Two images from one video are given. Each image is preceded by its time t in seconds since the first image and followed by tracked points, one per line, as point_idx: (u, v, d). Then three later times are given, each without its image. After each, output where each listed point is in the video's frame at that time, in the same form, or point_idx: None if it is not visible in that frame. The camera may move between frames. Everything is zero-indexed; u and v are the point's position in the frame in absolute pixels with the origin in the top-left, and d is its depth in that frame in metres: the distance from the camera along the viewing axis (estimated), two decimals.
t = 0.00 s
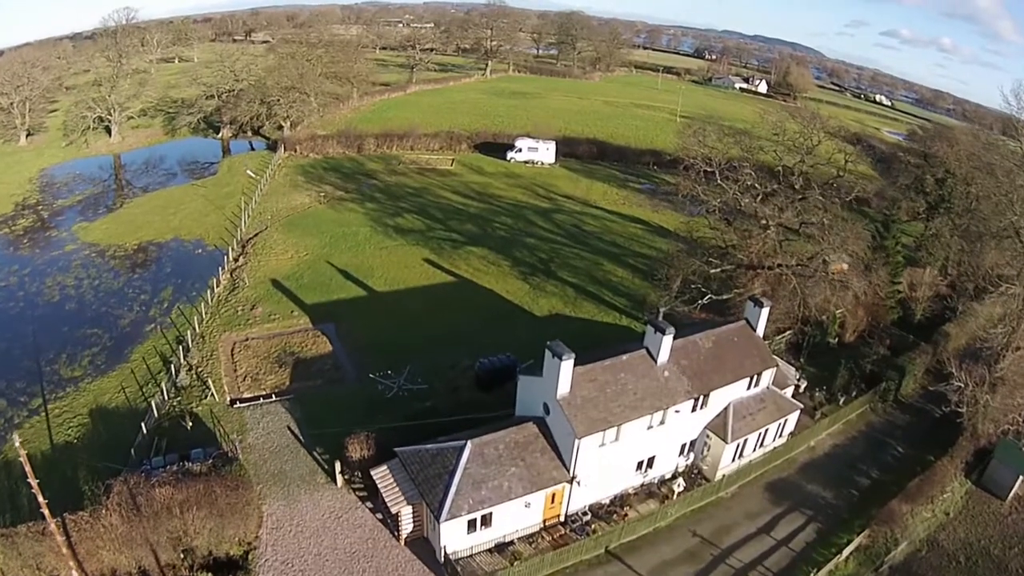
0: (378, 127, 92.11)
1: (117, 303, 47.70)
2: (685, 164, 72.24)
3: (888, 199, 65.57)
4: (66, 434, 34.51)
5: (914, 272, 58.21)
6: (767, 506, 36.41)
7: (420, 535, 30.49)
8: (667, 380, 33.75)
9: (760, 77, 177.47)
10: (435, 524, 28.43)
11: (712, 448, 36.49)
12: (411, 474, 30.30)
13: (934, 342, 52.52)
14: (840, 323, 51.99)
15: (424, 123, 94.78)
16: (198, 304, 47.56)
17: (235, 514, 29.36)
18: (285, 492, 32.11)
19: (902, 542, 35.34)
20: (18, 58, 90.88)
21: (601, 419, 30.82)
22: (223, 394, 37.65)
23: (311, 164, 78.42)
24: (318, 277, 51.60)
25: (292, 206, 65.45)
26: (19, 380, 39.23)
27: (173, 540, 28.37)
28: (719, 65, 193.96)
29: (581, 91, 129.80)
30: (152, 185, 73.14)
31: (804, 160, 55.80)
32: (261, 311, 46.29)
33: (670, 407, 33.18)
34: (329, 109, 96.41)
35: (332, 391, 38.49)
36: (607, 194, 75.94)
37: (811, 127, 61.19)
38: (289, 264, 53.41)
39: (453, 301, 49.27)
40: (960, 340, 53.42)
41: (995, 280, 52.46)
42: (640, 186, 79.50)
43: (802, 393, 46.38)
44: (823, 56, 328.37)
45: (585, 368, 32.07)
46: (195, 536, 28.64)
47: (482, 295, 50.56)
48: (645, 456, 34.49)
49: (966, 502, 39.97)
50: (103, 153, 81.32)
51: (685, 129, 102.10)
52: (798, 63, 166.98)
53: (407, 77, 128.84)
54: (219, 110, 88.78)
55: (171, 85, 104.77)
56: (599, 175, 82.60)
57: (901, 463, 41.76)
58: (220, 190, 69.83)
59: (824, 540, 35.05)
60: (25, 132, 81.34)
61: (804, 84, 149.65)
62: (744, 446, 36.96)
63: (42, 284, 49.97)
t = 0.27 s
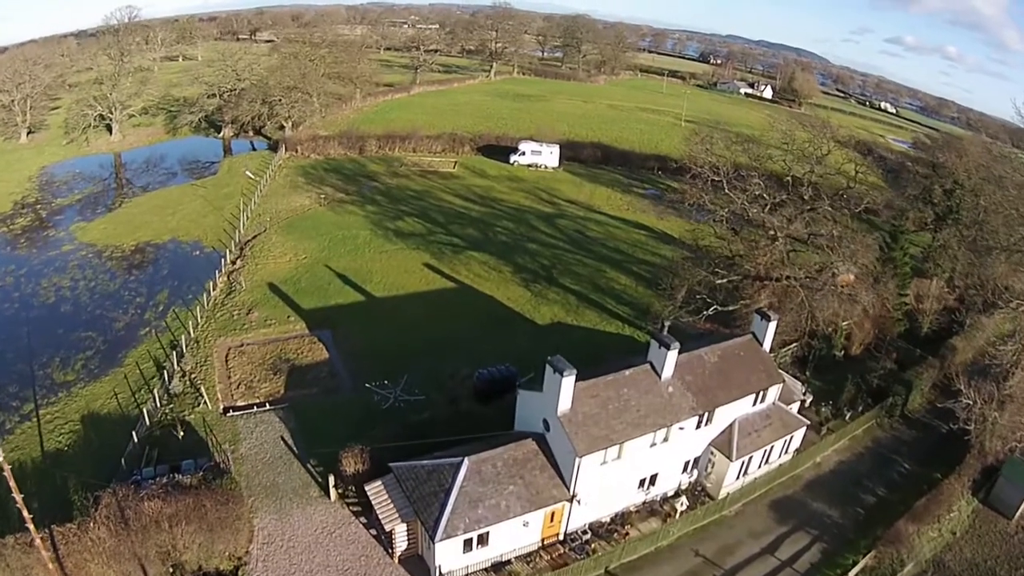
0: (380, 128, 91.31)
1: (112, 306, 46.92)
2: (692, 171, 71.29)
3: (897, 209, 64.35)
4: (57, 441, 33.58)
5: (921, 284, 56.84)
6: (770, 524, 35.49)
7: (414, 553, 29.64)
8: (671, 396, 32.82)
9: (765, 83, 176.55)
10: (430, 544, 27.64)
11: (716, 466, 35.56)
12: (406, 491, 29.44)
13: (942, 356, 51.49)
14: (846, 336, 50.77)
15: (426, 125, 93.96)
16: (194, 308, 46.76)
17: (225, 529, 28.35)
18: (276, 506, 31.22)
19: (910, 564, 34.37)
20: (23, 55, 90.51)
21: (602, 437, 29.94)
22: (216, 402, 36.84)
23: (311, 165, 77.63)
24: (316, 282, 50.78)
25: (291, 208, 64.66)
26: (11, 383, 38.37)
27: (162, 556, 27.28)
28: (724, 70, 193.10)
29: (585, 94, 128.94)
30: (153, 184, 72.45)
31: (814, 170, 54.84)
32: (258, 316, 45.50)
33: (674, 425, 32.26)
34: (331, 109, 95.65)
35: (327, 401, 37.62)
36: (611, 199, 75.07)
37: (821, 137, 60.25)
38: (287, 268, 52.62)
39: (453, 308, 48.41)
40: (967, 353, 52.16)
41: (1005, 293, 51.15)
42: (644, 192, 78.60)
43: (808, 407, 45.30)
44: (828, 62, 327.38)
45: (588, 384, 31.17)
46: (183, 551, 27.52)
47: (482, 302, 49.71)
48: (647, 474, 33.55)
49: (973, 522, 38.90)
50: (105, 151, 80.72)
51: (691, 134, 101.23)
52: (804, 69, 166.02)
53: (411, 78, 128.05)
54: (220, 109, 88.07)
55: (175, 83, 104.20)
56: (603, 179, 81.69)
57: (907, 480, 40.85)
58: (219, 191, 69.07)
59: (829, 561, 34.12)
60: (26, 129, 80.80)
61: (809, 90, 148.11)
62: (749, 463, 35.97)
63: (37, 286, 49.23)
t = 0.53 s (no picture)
0: (400, 139, 91.17)
1: (126, 314, 46.73)
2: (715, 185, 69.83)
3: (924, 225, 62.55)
4: (66, 451, 33.07)
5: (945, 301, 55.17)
6: (794, 554, 34.07)
7: None
8: (693, 423, 31.66)
9: (786, 95, 174.74)
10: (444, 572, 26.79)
11: (737, 492, 34.38)
12: (418, 517, 28.65)
13: (965, 374, 49.99)
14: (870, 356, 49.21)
15: (446, 137, 93.63)
16: (208, 319, 46.44)
17: (233, 551, 27.38)
18: (287, 526, 30.38)
19: None
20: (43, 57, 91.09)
21: (621, 465, 28.89)
22: (227, 417, 36.31)
23: (331, 175, 77.56)
24: (332, 295, 50.35)
25: (309, 218, 64.52)
26: (22, 390, 38.11)
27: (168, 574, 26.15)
28: (744, 83, 191.69)
29: (607, 106, 128.08)
30: (172, 190, 72.71)
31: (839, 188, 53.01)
32: (272, 330, 45.03)
33: (695, 452, 31.14)
34: (352, 119, 95.77)
35: (340, 420, 36.97)
36: (632, 214, 74.12)
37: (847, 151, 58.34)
38: (303, 280, 52.24)
39: (468, 326, 47.56)
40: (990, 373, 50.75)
41: None
42: (666, 207, 77.42)
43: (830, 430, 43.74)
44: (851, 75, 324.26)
45: (607, 409, 30.13)
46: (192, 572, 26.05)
47: (499, 319, 48.85)
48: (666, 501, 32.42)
49: (997, 547, 36.96)
50: (124, 156, 81.10)
51: (713, 149, 99.89)
52: (825, 82, 164.27)
53: (433, 88, 128.12)
54: (241, 117, 88.41)
55: (198, 89, 104.84)
56: (624, 193, 80.74)
57: (930, 504, 39.30)
58: (237, 199, 69.13)
59: None
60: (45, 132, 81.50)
61: (830, 103, 145.55)
62: (771, 490, 34.67)
63: (52, 291, 49.21)
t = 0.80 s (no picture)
0: (452, 150, 90.58)
1: (168, 318, 46.59)
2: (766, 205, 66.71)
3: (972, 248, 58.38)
4: (100, 456, 32.59)
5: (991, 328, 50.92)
6: None
7: None
8: (741, 456, 29.48)
9: (838, 113, 169.62)
10: None
11: (780, 527, 32.05)
12: (454, 543, 27.21)
13: (1010, 406, 45.67)
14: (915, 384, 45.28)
15: (497, 148, 92.74)
16: (251, 327, 45.99)
17: (261, 566, 26.10)
18: (319, 542, 29.05)
19: None
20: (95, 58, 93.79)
21: (666, 498, 27.02)
22: (265, 428, 35.49)
23: (382, 184, 77.34)
24: (379, 307, 49.51)
25: (359, 227, 64.25)
26: (59, 391, 37.96)
27: None
28: (795, 100, 186.91)
29: (658, 121, 125.79)
30: (222, 194, 73.39)
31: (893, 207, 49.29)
32: (315, 340, 44.33)
33: (741, 486, 29.09)
34: (404, 128, 95.72)
35: (381, 436, 35.74)
36: (684, 231, 71.69)
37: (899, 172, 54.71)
38: (350, 291, 51.58)
39: (513, 344, 45.97)
40: None
41: None
42: (719, 225, 74.69)
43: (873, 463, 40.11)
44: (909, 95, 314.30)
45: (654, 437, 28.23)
46: None
47: (544, 338, 47.14)
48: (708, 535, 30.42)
49: None
50: (172, 160, 82.27)
51: (766, 168, 96.50)
52: (881, 102, 158.92)
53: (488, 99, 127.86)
54: (293, 123, 89.34)
55: (245, 95, 106.51)
56: (675, 210, 78.34)
57: (971, 545, 35.63)
58: (286, 206, 69.36)
59: None
60: (95, 133, 83.32)
61: (880, 122, 140.62)
62: (814, 526, 32.29)
63: (96, 293, 49.48)
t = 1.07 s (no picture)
0: (527, 159, 89.35)
1: (229, 314, 45.95)
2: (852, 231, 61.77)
3: None
4: (147, 449, 32.23)
5: None
6: None
7: None
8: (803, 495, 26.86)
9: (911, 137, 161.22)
10: None
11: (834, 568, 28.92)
12: (502, 566, 25.42)
13: None
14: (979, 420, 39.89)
15: (574, 159, 91.29)
16: (313, 328, 45.10)
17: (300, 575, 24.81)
18: (364, 554, 27.79)
19: None
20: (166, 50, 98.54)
21: (722, 537, 24.84)
22: (320, 433, 34.66)
23: (457, 191, 76.49)
24: (445, 316, 48.40)
25: (430, 233, 63.70)
26: (111, 380, 37.60)
27: None
28: (870, 121, 178.23)
29: (733, 139, 121.69)
30: (292, 192, 73.66)
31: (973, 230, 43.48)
32: (377, 346, 43.42)
33: (799, 526, 26.55)
34: (480, 135, 95.13)
35: (438, 449, 34.37)
36: (757, 254, 68.10)
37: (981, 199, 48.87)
38: (416, 298, 50.62)
39: (579, 363, 43.86)
40: None
41: None
42: (791, 249, 70.57)
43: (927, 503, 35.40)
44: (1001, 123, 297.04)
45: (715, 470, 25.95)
46: None
47: (613, 358, 44.80)
48: None
49: None
50: (242, 155, 83.10)
51: (847, 193, 91.41)
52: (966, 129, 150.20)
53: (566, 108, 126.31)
54: (368, 124, 89.87)
55: (318, 95, 107.90)
56: (749, 232, 74.71)
57: None
58: (356, 208, 69.11)
59: None
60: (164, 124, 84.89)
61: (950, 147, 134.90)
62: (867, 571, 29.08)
63: (157, 283, 49.28)
